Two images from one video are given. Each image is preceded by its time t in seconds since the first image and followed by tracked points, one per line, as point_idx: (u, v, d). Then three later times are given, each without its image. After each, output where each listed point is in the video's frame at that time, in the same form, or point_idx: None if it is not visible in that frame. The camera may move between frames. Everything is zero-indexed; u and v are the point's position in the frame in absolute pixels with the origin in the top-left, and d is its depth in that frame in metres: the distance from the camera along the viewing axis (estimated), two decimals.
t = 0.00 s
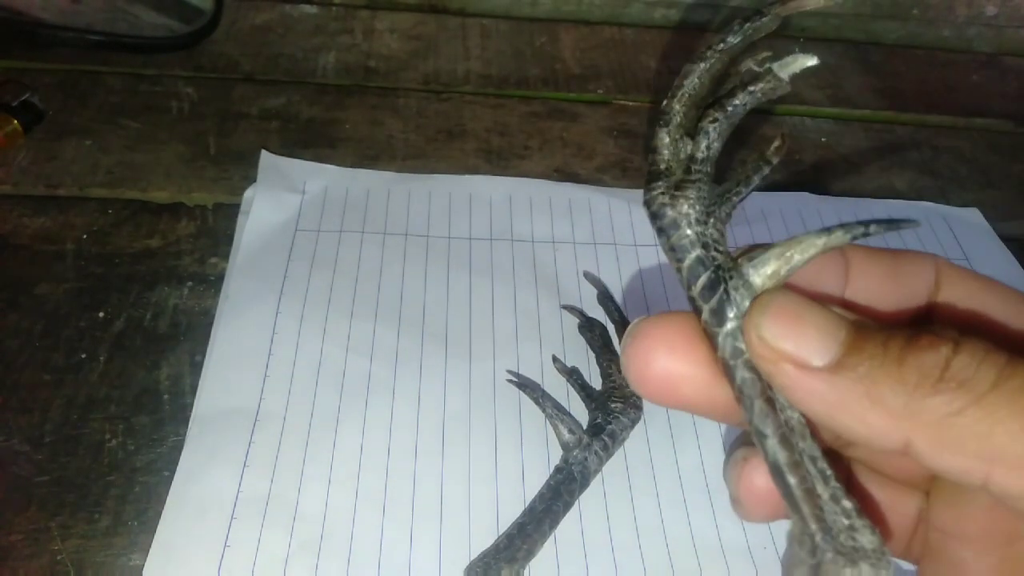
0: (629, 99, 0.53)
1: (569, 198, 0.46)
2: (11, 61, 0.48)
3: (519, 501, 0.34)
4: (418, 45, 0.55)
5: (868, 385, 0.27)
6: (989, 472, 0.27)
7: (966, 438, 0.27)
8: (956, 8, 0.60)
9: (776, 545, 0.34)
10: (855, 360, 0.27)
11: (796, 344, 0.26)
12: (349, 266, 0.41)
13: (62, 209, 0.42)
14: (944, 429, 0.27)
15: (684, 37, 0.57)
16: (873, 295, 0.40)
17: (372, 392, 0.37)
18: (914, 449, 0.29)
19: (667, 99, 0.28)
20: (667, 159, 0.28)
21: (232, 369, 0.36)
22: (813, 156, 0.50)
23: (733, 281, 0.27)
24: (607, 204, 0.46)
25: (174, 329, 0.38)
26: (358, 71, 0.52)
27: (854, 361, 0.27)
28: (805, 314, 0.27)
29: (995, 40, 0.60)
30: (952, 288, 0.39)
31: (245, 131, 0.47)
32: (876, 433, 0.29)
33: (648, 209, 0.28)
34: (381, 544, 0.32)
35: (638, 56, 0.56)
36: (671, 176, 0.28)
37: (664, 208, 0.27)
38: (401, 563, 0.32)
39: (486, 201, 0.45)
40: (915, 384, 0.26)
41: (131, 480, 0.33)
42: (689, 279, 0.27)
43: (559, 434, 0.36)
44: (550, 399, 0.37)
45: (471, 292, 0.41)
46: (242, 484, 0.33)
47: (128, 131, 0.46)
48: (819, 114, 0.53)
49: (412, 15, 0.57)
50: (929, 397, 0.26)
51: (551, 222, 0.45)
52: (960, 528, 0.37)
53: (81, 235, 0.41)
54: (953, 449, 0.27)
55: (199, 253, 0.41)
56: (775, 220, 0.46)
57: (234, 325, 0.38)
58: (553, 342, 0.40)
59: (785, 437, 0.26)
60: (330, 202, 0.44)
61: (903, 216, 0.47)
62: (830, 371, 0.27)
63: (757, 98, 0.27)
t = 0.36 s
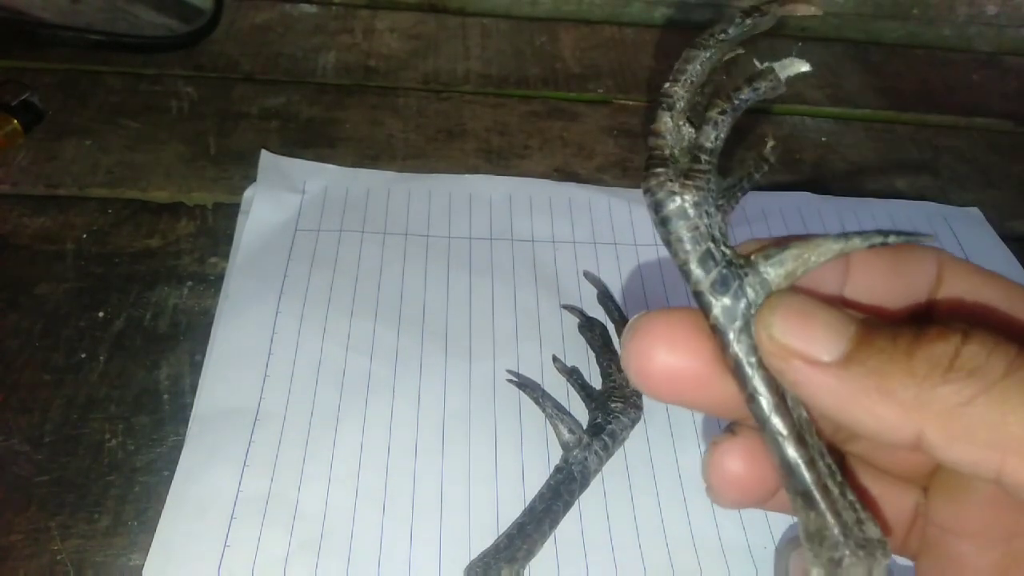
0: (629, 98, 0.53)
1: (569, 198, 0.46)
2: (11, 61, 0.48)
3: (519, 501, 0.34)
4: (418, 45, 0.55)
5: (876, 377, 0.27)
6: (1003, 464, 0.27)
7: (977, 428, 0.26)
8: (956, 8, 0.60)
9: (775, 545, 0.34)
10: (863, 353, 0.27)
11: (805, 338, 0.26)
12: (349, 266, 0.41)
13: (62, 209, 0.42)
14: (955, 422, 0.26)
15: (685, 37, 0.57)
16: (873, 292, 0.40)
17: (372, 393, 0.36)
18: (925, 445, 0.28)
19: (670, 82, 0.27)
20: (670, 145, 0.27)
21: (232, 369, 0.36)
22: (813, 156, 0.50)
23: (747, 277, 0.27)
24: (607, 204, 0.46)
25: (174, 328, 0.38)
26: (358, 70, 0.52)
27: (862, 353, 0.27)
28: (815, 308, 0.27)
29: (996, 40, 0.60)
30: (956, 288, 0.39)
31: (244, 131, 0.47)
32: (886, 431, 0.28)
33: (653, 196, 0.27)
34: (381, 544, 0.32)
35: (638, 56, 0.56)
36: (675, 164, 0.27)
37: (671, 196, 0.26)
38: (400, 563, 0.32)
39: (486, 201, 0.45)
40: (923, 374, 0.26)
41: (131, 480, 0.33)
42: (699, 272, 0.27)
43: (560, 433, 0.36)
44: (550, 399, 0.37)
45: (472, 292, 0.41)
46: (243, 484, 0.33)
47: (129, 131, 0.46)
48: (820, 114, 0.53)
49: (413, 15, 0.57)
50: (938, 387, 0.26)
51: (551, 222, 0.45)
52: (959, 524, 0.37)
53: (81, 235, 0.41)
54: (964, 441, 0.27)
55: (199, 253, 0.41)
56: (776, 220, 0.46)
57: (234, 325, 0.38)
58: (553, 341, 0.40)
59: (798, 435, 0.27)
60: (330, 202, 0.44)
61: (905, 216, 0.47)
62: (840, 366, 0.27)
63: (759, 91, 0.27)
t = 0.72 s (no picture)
0: (630, 98, 0.53)
1: (569, 197, 0.46)
2: (11, 61, 0.48)
3: (519, 501, 0.34)
4: (418, 44, 0.55)
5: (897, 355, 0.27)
6: None
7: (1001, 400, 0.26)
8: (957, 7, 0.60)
9: (775, 545, 0.34)
10: (882, 336, 0.27)
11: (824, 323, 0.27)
12: (349, 266, 0.41)
13: (62, 209, 0.42)
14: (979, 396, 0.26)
15: (685, 37, 0.57)
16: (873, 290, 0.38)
17: (372, 393, 0.36)
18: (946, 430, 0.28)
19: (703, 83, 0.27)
20: (699, 141, 0.27)
21: (232, 369, 0.36)
22: (813, 156, 0.50)
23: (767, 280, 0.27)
24: (607, 203, 0.46)
25: (174, 328, 0.38)
26: (358, 70, 0.52)
27: (881, 334, 0.27)
28: (833, 297, 0.27)
29: (996, 40, 0.60)
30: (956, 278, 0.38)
31: (244, 131, 0.47)
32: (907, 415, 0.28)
33: (677, 186, 0.27)
34: (381, 545, 0.32)
35: (638, 56, 0.56)
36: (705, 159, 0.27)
37: (699, 188, 0.26)
38: (400, 563, 0.32)
39: (486, 201, 0.45)
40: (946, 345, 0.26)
41: (131, 480, 0.33)
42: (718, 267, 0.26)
43: (560, 433, 0.36)
44: (551, 399, 0.37)
45: (472, 292, 0.41)
46: (242, 485, 0.33)
47: (129, 131, 0.46)
48: (820, 114, 0.53)
49: (413, 15, 0.57)
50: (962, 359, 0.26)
51: (552, 222, 0.45)
52: (963, 516, 0.35)
53: (81, 234, 0.41)
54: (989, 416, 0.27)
55: (199, 253, 0.41)
56: (776, 220, 0.46)
57: (234, 325, 0.38)
58: (553, 341, 0.40)
59: (807, 434, 0.27)
60: (330, 202, 0.44)
61: (905, 216, 0.47)
62: (859, 349, 0.27)
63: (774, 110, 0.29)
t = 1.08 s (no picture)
0: (630, 98, 0.52)
1: (569, 197, 0.46)
2: (11, 61, 0.48)
3: (519, 501, 0.34)
4: (418, 44, 0.55)
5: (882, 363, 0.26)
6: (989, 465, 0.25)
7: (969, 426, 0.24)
8: (957, 7, 0.60)
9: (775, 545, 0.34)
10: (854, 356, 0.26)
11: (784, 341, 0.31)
12: (350, 266, 0.41)
13: (62, 208, 0.42)
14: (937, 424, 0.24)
15: (685, 37, 0.57)
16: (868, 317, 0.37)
17: (372, 394, 0.36)
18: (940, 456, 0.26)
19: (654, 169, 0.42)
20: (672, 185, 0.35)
21: (233, 369, 0.36)
22: (814, 156, 0.50)
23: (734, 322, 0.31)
24: (608, 203, 0.46)
25: (174, 328, 0.38)
26: (358, 70, 0.52)
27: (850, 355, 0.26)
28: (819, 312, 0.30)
29: (996, 40, 0.60)
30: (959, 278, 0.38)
31: (244, 131, 0.47)
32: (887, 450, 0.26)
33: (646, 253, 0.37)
34: (381, 546, 0.32)
35: (639, 56, 0.56)
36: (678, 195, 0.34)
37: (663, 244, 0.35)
38: (400, 563, 0.32)
39: (487, 201, 0.45)
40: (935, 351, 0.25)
41: (131, 480, 0.33)
42: (680, 327, 0.34)
43: (560, 434, 0.36)
44: (551, 399, 0.37)
45: (472, 292, 0.41)
46: (243, 485, 0.33)
47: (129, 130, 0.46)
48: (820, 114, 0.53)
49: (413, 14, 0.57)
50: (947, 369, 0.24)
51: (552, 222, 0.44)
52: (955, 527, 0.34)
53: (81, 234, 0.41)
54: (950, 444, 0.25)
55: (199, 253, 0.41)
56: (776, 220, 0.46)
57: (234, 325, 0.38)
58: (554, 341, 0.40)
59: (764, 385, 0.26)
60: (331, 202, 0.44)
61: (906, 216, 0.47)
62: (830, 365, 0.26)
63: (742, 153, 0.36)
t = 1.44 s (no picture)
0: (630, 97, 0.52)
1: (568, 197, 0.46)
2: (12, 60, 0.49)
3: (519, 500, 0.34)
4: (419, 43, 0.55)
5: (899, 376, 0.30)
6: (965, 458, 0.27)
7: (1004, 425, 0.25)
8: (958, 6, 0.60)
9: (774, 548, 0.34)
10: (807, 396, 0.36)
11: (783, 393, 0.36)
12: (349, 265, 0.41)
13: (62, 208, 0.42)
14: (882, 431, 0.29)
15: (685, 36, 0.57)
16: (873, 369, 0.36)
17: (371, 394, 0.36)
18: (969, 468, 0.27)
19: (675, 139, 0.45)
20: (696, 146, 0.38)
21: (232, 368, 0.36)
22: (814, 155, 0.50)
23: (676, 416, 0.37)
24: (607, 202, 0.46)
25: (174, 328, 0.38)
26: (358, 69, 0.52)
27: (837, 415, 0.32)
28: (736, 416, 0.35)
29: (997, 39, 0.60)
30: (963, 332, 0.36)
31: (244, 130, 0.47)
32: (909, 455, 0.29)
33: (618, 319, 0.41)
34: (381, 545, 0.32)
35: (639, 54, 0.55)
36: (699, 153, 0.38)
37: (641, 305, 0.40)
38: (399, 563, 0.32)
39: (486, 200, 0.45)
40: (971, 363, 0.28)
41: (131, 480, 0.33)
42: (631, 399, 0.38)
43: (554, 433, 0.36)
44: (545, 399, 0.37)
45: (472, 291, 0.41)
46: (243, 485, 0.33)
47: (129, 129, 0.46)
48: (821, 113, 0.53)
49: (413, 14, 0.57)
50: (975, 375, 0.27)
51: (552, 222, 0.44)
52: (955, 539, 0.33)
53: (81, 234, 0.41)
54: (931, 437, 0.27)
55: (199, 252, 0.41)
56: (776, 219, 0.46)
57: (234, 325, 0.38)
58: (552, 340, 0.40)
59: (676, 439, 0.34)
60: (331, 201, 0.44)
61: (907, 215, 0.47)
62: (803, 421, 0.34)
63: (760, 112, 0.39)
